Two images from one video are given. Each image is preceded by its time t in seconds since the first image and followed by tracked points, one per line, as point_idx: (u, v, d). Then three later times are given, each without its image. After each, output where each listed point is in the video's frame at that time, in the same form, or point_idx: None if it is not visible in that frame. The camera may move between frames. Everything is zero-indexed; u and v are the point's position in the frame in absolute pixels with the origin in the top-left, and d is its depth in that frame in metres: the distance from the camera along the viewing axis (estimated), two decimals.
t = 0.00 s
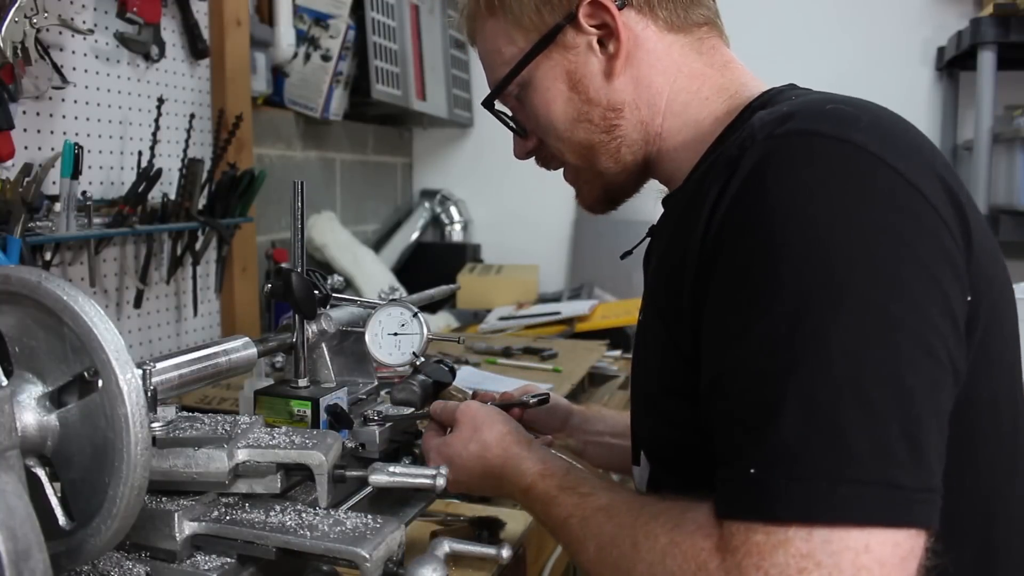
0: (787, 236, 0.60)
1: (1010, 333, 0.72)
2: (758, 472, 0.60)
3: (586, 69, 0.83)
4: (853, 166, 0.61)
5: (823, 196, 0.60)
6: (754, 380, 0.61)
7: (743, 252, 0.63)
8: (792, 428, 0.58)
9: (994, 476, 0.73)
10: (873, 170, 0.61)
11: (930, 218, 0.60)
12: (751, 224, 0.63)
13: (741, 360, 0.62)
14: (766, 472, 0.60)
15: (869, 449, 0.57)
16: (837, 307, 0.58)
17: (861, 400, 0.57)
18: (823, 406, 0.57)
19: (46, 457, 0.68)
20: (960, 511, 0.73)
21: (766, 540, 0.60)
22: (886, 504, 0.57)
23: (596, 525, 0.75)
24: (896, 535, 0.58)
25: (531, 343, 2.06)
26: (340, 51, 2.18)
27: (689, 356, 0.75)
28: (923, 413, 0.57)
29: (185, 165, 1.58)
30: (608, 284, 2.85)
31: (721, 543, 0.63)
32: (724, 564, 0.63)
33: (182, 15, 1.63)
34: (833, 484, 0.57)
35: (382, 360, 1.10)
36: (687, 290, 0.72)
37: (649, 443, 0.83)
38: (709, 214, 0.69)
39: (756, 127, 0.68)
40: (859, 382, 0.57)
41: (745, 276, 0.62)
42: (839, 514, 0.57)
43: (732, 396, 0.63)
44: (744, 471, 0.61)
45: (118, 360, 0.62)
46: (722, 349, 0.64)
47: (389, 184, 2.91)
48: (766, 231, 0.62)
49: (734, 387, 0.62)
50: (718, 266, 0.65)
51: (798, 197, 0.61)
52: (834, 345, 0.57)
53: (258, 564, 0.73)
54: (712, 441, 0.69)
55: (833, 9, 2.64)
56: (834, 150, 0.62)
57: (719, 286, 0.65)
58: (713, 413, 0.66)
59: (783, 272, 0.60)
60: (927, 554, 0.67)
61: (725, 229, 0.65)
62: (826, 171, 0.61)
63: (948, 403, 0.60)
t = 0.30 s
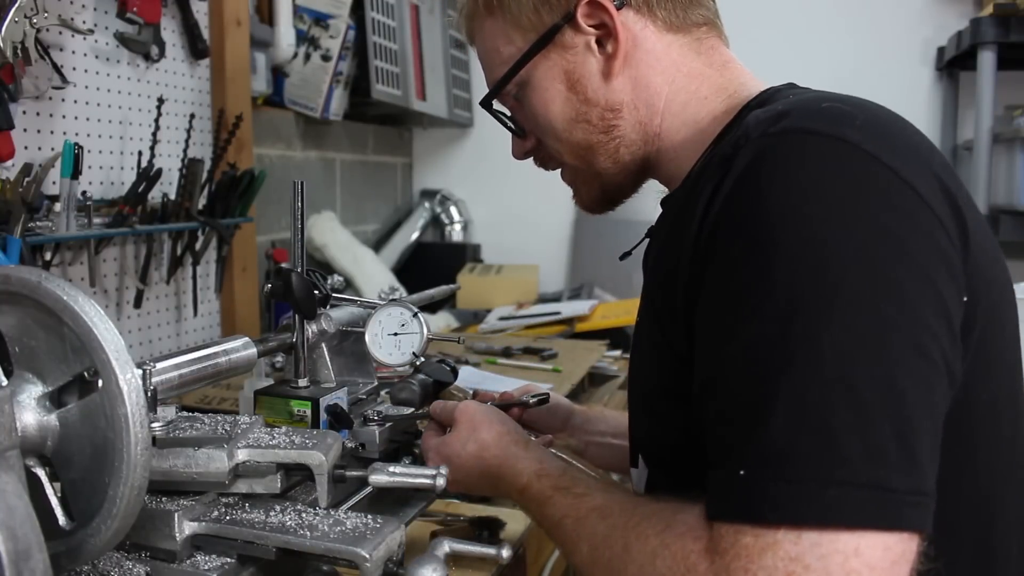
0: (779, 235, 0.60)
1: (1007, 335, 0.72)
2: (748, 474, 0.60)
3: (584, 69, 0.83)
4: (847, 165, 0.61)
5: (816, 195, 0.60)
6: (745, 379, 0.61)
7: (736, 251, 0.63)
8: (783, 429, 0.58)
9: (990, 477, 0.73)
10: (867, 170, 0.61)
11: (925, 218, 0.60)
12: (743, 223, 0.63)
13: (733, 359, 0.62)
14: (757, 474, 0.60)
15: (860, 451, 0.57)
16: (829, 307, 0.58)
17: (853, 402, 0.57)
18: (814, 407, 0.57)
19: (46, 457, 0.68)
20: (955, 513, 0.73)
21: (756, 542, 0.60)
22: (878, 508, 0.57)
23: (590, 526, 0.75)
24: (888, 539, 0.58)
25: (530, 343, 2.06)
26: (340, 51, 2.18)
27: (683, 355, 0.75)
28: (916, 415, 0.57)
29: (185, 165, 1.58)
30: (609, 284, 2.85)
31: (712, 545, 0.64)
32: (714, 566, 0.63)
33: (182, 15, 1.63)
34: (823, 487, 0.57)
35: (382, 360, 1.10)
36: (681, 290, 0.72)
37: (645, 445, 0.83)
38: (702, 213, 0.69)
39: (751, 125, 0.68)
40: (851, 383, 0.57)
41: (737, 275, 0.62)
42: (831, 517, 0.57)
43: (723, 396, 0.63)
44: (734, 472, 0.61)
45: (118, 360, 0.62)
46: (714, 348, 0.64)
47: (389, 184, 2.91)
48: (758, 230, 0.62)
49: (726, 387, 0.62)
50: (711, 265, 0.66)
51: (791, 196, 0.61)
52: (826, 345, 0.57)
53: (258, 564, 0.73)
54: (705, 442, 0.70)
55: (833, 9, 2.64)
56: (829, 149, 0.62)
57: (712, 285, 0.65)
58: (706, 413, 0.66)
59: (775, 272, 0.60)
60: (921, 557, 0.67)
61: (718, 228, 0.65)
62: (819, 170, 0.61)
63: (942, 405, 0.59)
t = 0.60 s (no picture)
0: (774, 238, 0.60)
1: (1004, 338, 0.72)
2: (742, 478, 0.60)
3: (582, 68, 0.83)
4: (843, 167, 0.61)
5: (810, 198, 0.60)
6: (740, 383, 0.61)
7: (731, 254, 0.63)
8: (777, 433, 0.58)
9: (987, 480, 0.73)
10: (863, 171, 0.61)
11: (921, 220, 0.60)
12: (738, 226, 0.63)
13: (728, 363, 0.62)
14: (751, 477, 0.60)
15: (854, 456, 0.57)
16: (824, 310, 0.58)
17: (847, 406, 0.57)
18: (808, 412, 0.57)
19: (46, 457, 0.68)
20: (951, 516, 0.73)
21: (750, 547, 0.60)
22: (872, 513, 0.57)
23: (587, 528, 0.75)
24: (883, 543, 0.58)
25: (530, 343, 2.06)
26: (341, 50, 2.19)
27: (680, 357, 0.75)
28: (911, 419, 0.57)
29: (184, 165, 1.58)
30: (609, 284, 2.85)
31: (707, 549, 0.64)
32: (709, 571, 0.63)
33: (182, 15, 1.63)
34: (817, 492, 0.57)
35: (382, 360, 1.10)
36: (677, 293, 0.72)
37: (643, 447, 0.83)
38: (698, 216, 0.69)
39: (747, 126, 0.68)
40: (845, 387, 0.57)
41: (732, 277, 0.63)
42: (825, 521, 0.57)
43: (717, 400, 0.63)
44: (728, 476, 0.61)
45: (118, 360, 0.62)
46: (709, 352, 0.64)
47: (389, 184, 2.91)
48: (754, 232, 0.62)
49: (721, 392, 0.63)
50: (707, 268, 0.66)
51: (786, 199, 0.61)
52: (820, 349, 0.57)
53: (258, 564, 0.73)
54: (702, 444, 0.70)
55: (834, 8, 2.64)
56: (825, 151, 0.62)
57: (707, 288, 0.65)
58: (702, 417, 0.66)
59: (771, 275, 0.60)
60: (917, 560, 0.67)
61: (714, 230, 0.65)
62: (815, 172, 0.61)
63: (938, 408, 0.59)
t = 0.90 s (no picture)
0: (770, 241, 0.60)
1: (1002, 340, 0.72)
2: (739, 482, 0.60)
3: (578, 68, 0.83)
4: (839, 169, 0.61)
5: (806, 200, 0.60)
6: (736, 387, 0.61)
7: (727, 256, 0.63)
8: (773, 437, 0.58)
9: (984, 481, 0.73)
10: (859, 173, 0.60)
11: (918, 222, 0.60)
12: (734, 229, 0.63)
13: (724, 366, 0.62)
14: (747, 481, 0.60)
15: (851, 459, 0.57)
16: (820, 314, 0.58)
17: (843, 409, 0.57)
18: (804, 416, 0.58)
19: (46, 457, 0.68)
20: (948, 517, 0.73)
21: (747, 551, 0.60)
22: (868, 516, 0.57)
23: (585, 530, 0.75)
24: (879, 546, 0.58)
25: (530, 343, 2.06)
26: (340, 50, 2.19)
27: (676, 359, 0.75)
28: (908, 422, 0.57)
29: (184, 164, 1.58)
30: (609, 284, 2.85)
31: (704, 551, 0.64)
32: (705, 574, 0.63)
33: (182, 15, 1.63)
34: (813, 495, 0.57)
35: (382, 360, 1.10)
36: (674, 295, 0.72)
37: (640, 449, 0.83)
38: (694, 217, 0.69)
39: (743, 128, 0.68)
40: (841, 390, 0.57)
41: (728, 279, 0.63)
42: (822, 525, 0.57)
43: (713, 403, 0.63)
44: (724, 480, 0.61)
45: (118, 360, 0.62)
46: (705, 355, 0.64)
47: (389, 184, 2.91)
48: (749, 235, 0.62)
49: (717, 395, 0.62)
50: (703, 270, 0.66)
51: (782, 201, 0.61)
52: (816, 352, 0.57)
53: (258, 564, 0.73)
54: (698, 446, 0.70)
55: (834, 8, 2.64)
56: (821, 153, 0.61)
57: (704, 290, 0.65)
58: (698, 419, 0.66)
59: (767, 278, 0.60)
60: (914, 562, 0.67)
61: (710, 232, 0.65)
62: (811, 174, 0.61)
63: (934, 411, 0.59)
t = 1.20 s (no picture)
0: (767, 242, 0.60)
1: (999, 341, 0.72)
2: (736, 484, 0.60)
3: (574, 69, 0.83)
4: (836, 170, 0.61)
5: (802, 202, 0.60)
6: (733, 388, 0.61)
7: (724, 256, 0.63)
8: (771, 440, 0.58)
9: (982, 481, 0.73)
10: (855, 174, 0.60)
11: (915, 224, 0.60)
12: (730, 230, 0.63)
13: (720, 367, 0.62)
14: (745, 483, 0.60)
15: (849, 461, 0.57)
16: (817, 315, 0.58)
17: (841, 412, 0.57)
18: (802, 419, 0.58)
19: (46, 457, 0.68)
20: (947, 519, 0.73)
21: (745, 553, 0.60)
22: (866, 518, 0.57)
23: (584, 531, 0.75)
24: (878, 548, 0.58)
25: (530, 343, 2.06)
26: (341, 51, 2.19)
27: (673, 360, 0.75)
28: (906, 424, 0.57)
29: (184, 164, 1.58)
30: (609, 284, 2.85)
31: (703, 553, 0.64)
32: None
33: (182, 15, 1.63)
34: (811, 497, 0.57)
35: (382, 360, 1.10)
36: (671, 295, 0.72)
37: (637, 450, 0.83)
38: (691, 218, 0.69)
39: (739, 129, 0.68)
40: (838, 393, 0.57)
41: (725, 280, 0.63)
42: (820, 528, 0.57)
43: (710, 405, 0.63)
44: (722, 482, 0.61)
45: (118, 360, 0.62)
46: (701, 356, 0.64)
47: (389, 184, 2.91)
48: (746, 236, 0.62)
49: (714, 397, 0.62)
50: (700, 270, 0.66)
51: (779, 202, 0.61)
52: (814, 354, 0.57)
53: (258, 564, 0.73)
54: (695, 447, 0.70)
55: (834, 8, 2.64)
56: (817, 154, 0.61)
57: (701, 291, 0.65)
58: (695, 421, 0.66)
59: (764, 280, 0.60)
60: (913, 563, 0.67)
61: (707, 233, 0.65)
62: (808, 175, 0.61)
63: (932, 413, 0.59)
